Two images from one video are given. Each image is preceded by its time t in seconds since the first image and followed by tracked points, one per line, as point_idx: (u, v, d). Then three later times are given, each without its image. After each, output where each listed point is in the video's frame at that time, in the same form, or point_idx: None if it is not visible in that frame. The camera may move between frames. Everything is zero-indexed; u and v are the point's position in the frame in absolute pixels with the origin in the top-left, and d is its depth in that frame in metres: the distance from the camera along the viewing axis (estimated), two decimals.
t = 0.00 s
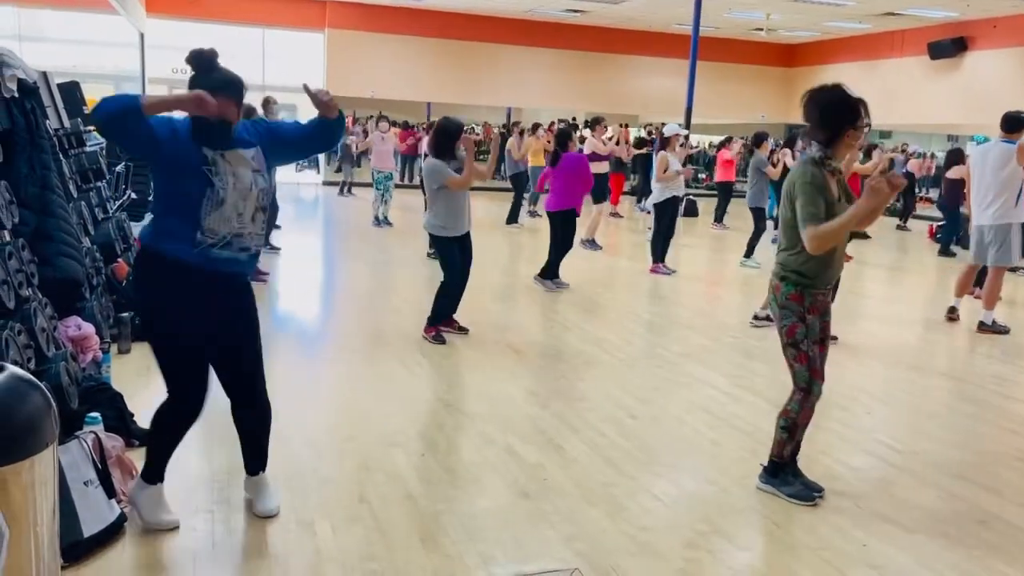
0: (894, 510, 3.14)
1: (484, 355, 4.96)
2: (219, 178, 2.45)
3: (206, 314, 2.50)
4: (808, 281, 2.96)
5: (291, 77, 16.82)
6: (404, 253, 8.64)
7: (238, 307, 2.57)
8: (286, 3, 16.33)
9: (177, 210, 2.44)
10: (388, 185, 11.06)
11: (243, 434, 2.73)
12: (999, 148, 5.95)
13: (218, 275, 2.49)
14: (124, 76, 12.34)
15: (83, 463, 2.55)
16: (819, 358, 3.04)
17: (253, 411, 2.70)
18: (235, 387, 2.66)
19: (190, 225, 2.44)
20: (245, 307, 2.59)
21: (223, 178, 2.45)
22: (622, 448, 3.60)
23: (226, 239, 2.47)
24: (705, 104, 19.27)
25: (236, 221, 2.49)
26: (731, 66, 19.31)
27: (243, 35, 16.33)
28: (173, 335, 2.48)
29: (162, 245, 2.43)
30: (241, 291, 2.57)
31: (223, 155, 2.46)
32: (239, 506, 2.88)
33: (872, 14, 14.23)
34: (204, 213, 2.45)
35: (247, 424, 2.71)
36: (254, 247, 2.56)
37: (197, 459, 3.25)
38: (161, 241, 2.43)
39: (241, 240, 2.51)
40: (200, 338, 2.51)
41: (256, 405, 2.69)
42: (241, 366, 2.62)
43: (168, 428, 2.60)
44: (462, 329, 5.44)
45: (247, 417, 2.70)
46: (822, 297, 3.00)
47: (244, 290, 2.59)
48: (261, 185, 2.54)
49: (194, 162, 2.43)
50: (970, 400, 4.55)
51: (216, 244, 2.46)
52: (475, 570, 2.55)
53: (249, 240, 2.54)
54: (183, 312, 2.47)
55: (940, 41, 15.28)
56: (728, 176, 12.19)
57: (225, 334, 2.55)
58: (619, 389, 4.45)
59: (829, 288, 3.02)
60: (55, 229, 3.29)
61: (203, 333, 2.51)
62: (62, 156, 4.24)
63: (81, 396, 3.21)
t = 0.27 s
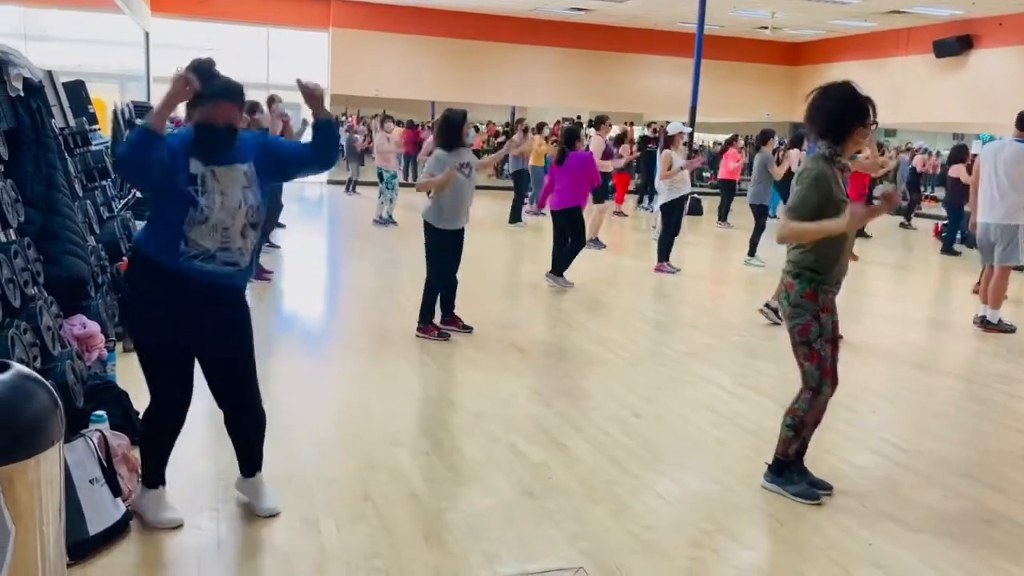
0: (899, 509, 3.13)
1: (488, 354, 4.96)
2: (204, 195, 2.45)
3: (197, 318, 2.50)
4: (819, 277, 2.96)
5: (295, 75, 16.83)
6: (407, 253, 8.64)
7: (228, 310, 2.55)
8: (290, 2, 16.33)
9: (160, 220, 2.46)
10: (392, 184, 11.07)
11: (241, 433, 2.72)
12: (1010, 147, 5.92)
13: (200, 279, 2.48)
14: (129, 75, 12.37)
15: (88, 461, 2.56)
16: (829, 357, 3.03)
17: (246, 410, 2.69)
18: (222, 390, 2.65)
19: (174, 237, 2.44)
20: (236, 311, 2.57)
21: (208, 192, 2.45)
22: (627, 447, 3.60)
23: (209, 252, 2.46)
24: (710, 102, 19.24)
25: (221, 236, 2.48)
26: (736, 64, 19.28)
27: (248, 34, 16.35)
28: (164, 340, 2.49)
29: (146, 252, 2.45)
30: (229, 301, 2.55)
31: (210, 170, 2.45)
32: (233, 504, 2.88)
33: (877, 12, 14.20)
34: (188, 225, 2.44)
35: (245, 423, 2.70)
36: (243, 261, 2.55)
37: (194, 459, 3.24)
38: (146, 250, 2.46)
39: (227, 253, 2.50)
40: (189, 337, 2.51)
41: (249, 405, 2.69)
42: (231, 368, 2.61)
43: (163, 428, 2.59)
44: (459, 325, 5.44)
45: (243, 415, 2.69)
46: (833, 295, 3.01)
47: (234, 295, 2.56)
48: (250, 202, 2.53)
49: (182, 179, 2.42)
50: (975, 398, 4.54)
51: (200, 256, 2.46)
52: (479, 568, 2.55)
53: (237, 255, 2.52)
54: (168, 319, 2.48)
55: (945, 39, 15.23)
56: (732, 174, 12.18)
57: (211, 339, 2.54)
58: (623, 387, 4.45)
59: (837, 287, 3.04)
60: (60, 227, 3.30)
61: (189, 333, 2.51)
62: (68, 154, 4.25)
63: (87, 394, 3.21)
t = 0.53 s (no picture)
0: (906, 509, 3.12)
1: (493, 353, 4.96)
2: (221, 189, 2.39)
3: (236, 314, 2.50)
4: (826, 280, 2.96)
5: (300, 75, 16.85)
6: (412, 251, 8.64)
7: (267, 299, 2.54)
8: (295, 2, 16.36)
9: (180, 221, 2.42)
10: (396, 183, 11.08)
11: (256, 427, 2.71)
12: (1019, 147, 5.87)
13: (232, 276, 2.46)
14: (134, 74, 12.39)
15: (95, 460, 2.57)
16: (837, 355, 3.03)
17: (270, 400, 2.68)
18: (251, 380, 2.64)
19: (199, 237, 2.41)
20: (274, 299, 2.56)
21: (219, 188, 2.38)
22: (633, 446, 3.59)
23: (231, 245, 2.43)
24: (715, 101, 19.21)
25: (241, 227, 2.43)
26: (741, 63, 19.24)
27: (252, 33, 16.37)
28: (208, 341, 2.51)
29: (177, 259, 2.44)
30: (264, 290, 2.53)
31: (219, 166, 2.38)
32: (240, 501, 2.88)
33: (882, 10, 14.16)
34: (207, 225, 2.41)
35: (262, 415, 2.69)
36: (266, 243, 2.51)
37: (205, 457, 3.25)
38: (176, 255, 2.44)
39: (249, 241, 2.46)
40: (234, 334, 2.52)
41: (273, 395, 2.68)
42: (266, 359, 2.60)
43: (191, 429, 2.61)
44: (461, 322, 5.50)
45: (263, 406, 2.68)
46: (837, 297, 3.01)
47: (267, 281, 2.53)
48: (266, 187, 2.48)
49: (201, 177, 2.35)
50: (981, 398, 4.53)
51: (226, 251, 2.43)
52: (484, 567, 2.55)
53: (259, 238, 2.48)
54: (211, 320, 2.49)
55: (951, 37, 15.19)
56: (737, 173, 12.17)
57: (247, 334, 2.53)
58: (628, 386, 4.44)
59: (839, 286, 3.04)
60: (66, 226, 3.30)
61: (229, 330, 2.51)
62: (73, 153, 4.26)
63: (94, 393, 3.21)
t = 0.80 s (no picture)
0: (911, 508, 3.12)
1: (497, 352, 4.97)
2: (257, 176, 2.48)
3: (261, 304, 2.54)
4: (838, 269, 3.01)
5: (304, 74, 16.88)
6: (416, 250, 8.64)
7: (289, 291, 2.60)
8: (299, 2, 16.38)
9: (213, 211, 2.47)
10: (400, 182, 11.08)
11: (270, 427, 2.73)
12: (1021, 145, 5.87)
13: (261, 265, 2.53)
14: (139, 74, 12.42)
15: (101, 458, 2.58)
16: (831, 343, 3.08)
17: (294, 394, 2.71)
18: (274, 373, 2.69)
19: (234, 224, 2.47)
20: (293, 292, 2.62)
21: (260, 173, 2.48)
22: (637, 445, 3.59)
23: (264, 237, 2.52)
24: (719, 100, 19.19)
25: (274, 217, 2.54)
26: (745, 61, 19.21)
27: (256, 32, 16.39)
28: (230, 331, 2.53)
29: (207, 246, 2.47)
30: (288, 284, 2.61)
31: (260, 151, 2.51)
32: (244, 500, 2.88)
33: (887, 8, 14.13)
34: (243, 214, 2.48)
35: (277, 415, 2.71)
36: (292, 239, 2.62)
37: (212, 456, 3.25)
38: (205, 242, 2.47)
39: (279, 235, 2.57)
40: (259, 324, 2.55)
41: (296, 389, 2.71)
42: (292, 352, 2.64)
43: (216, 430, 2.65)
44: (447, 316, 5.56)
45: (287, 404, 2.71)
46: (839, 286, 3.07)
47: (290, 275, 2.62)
48: (297, 177, 2.62)
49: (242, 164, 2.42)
50: (985, 396, 4.52)
51: (258, 242, 2.51)
52: (489, 566, 2.55)
53: (287, 234, 2.60)
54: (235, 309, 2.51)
55: (956, 36, 15.14)
56: (740, 172, 12.15)
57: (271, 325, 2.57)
58: (632, 385, 4.44)
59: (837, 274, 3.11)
60: (73, 225, 3.30)
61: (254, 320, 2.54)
62: (79, 152, 4.27)
63: (99, 392, 3.22)
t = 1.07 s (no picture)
0: (915, 508, 3.11)
1: (500, 351, 4.96)
2: (268, 182, 2.48)
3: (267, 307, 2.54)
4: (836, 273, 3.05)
5: (307, 73, 16.88)
6: (419, 250, 8.63)
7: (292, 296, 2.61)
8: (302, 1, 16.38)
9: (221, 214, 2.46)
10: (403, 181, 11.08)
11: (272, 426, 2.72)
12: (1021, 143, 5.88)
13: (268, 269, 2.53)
14: (143, 73, 12.43)
15: (105, 457, 2.58)
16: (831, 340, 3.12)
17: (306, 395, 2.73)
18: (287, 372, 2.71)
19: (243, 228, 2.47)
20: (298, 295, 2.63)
21: (271, 179, 2.49)
22: (640, 445, 3.58)
23: (274, 242, 2.53)
24: (723, 99, 19.17)
25: (284, 224, 2.55)
26: (749, 60, 19.18)
27: (260, 31, 16.39)
28: (229, 334, 2.51)
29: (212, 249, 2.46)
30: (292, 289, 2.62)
31: (271, 156, 2.51)
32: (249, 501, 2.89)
33: (892, 7, 14.09)
34: (253, 219, 2.48)
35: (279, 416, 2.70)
36: (301, 246, 2.64)
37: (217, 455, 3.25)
38: (211, 244, 2.46)
39: (289, 241, 2.58)
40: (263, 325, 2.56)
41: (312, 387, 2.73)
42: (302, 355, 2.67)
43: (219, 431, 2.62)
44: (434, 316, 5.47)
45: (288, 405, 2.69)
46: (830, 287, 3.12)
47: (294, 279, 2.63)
48: (304, 182, 2.62)
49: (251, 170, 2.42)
50: (990, 396, 4.51)
51: (266, 248, 2.52)
52: (492, 566, 2.54)
53: (296, 240, 2.61)
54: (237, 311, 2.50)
55: (960, 34, 15.10)
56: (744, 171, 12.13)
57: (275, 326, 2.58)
58: (635, 385, 4.43)
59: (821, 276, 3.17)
60: (76, 224, 3.31)
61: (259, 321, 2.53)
62: (83, 152, 4.27)
63: (103, 390, 3.22)
